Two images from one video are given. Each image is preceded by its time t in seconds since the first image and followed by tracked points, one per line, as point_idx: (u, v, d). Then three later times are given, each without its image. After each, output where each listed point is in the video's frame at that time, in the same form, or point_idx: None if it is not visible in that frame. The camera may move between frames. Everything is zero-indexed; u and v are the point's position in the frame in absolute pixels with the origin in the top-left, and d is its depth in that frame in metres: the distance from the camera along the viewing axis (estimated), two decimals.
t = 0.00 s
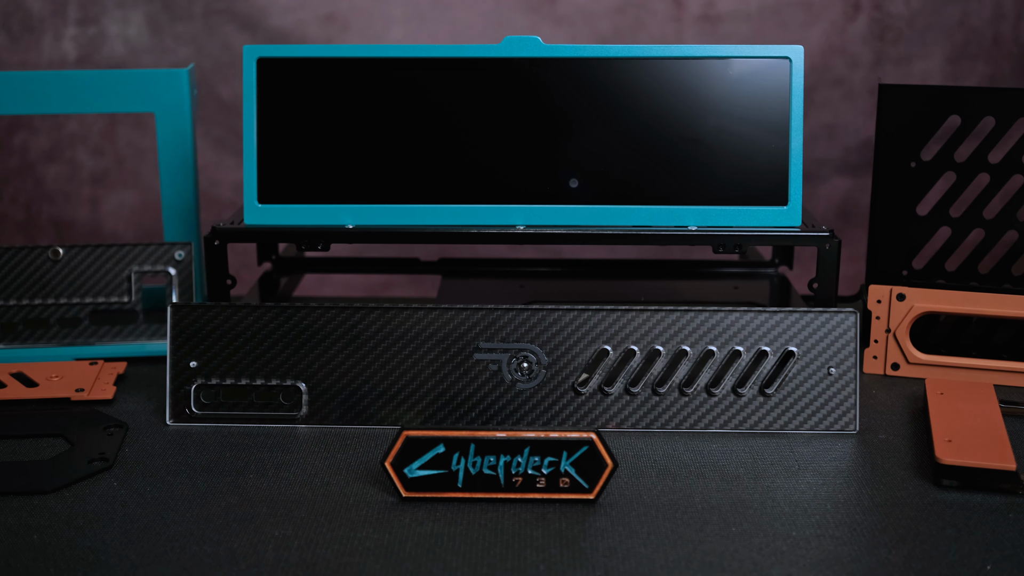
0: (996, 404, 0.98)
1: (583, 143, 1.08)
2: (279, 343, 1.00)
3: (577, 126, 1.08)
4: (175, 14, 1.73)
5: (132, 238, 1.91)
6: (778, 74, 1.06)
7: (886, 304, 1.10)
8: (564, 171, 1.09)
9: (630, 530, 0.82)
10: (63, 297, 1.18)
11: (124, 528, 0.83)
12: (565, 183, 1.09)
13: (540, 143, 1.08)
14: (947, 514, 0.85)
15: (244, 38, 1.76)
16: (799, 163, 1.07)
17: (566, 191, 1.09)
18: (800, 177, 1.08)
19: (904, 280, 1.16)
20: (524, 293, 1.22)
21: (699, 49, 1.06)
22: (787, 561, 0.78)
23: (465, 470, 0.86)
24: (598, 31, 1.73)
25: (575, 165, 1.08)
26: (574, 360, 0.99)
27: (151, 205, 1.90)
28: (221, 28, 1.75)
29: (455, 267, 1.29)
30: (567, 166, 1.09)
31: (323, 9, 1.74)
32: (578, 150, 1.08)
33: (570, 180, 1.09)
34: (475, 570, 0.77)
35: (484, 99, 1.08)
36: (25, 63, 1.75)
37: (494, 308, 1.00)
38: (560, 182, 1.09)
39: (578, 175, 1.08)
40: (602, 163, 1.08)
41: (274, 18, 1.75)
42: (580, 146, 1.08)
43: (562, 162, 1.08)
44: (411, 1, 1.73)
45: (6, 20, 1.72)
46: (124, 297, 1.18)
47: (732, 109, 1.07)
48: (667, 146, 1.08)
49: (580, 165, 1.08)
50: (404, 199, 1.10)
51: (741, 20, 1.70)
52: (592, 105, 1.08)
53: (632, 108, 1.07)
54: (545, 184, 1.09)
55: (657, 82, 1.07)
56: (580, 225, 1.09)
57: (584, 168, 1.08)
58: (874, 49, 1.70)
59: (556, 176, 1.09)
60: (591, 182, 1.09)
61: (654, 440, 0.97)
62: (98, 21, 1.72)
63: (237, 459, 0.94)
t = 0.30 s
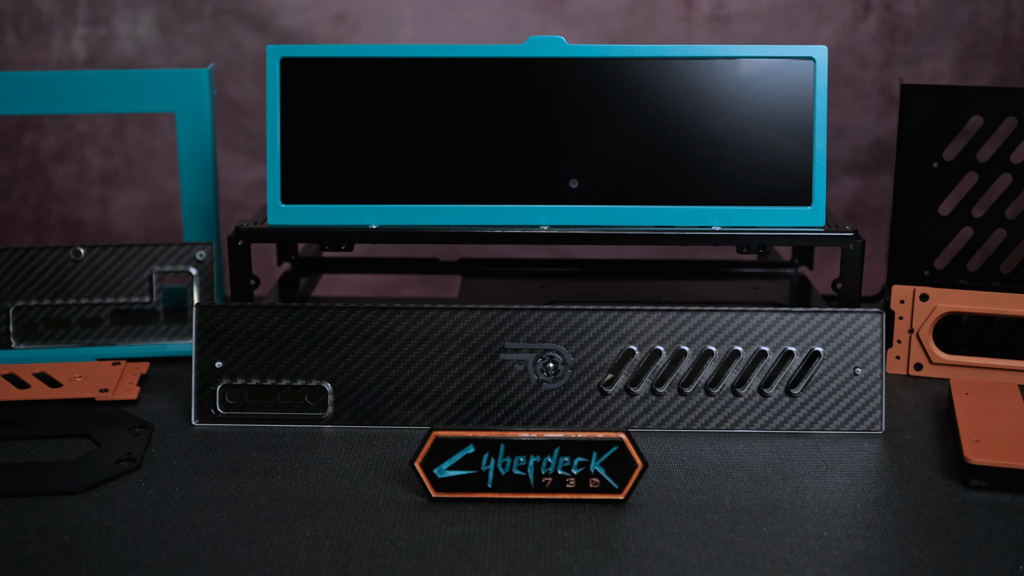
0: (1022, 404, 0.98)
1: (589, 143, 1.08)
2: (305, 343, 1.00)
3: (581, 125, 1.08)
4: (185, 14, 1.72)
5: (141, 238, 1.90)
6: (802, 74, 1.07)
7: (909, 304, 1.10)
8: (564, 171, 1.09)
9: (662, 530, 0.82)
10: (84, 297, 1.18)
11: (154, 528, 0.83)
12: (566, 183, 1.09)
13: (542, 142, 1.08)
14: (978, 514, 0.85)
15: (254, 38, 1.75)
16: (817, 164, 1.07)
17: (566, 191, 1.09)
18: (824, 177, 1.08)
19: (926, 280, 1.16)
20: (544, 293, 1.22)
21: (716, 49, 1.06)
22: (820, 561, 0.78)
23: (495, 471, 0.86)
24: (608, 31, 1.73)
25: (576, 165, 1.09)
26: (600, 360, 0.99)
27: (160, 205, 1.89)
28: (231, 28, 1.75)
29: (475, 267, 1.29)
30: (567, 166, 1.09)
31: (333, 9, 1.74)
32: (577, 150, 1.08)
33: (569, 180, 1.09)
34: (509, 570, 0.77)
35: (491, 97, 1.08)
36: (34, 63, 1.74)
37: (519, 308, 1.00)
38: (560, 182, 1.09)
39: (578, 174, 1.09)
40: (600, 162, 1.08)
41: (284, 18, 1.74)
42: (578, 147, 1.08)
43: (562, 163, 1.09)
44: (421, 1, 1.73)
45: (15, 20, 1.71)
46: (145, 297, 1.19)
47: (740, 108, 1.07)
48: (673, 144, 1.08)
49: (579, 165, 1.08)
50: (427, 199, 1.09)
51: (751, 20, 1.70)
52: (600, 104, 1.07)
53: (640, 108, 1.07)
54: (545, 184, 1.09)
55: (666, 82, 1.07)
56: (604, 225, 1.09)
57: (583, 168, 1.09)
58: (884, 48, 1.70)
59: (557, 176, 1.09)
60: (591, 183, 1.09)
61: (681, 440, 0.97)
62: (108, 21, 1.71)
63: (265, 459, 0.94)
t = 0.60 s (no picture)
0: None
1: (594, 142, 1.08)
2: (330, 343, 1.00)
3: (586, 125, 1.08)
4: (195, 14, 1.72)
5: (152, 238, 1.90)
6: (826, 74, 1.07)
7: (932, 304, 1.10)
8: (564, 171, 1.09)
9: (693, 531, 0.82)
10: (105, 298, 1.18)
11: (184, 529, 0.83)
12: (566, 183, 1.09)
13: (544, 141, 1.08)
14: (1007, 514, 0.85)
15: (264, 38, 1.75)
16: (826, 166, 1.08)
17: (566, 191, 1.09)
18: (847, 177, 1.08)
19: (947, 280, 1.17)
20: (565, 293, 1.22)
21: (738, 49, 1.06)
22: (852, 561, 0.78)
23: (524, 471, 0.86)
24: (618, 32, 1.73)
25: (576, 166, 1.09)
26: (626, 361, 0.99)
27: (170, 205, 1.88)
28: (241, 28, 1.74)
29: (495, 267, 1.29)
30: (567, 166, 1.09)
31: (343, 9, 1.73)
32: (577, 151, 1.08)
33: (570, 180, 1.09)
34: (541, 570, 0.77)
35: (496, 96, 1.08)
36: (44, 63, 1.74)
37: (545, 308, 1.00)
38: (560, 182, 1.09)
39: (578, 174, 1.09)
40: (599, 161, 1.08)
41: (295, 18, 1.74)
42: (577, 148, 1.08)
43: (562, 162, 1.09)
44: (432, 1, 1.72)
45: (25, 20, 1.71)
46: (166, 298, 1.19)
47: (747, 108, 1.07)
48: (681, 144, 1.08)
49: (578, 164, 1.09)
50: (451, 200, 1.09)
51: (761, 21, 1.70)
52: (608, 105, 1.08)
53: (649, 108, 1.07)
54: (545, 184, 1.09)
55: (684, 83, 1.07)
56: (627, 226, 1.09)
57: (582, 167, 1.09)
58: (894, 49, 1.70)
59: (556, 175, 1.09)
60: (591, 183, 1.09)
61: (707, 440, 0.97)
62: (118, 21, 1.71)
63: (292, 460, 0.94)
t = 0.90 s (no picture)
0: None
1: (601, 143, 1.08)
2: (355, 343, 1.00)
3: (590, 125, 1.08)
4: (205, 14, 1.72)
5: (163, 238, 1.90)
6: (851, 74, 1.07)
7: (956, 304, 1.10)
8: (564, 172, 1.09)
9: (724, 531, 0.82)
10: (127, 298, 1.18)
11: (214, 529, 0.83)
12: (566, 184, 1.09)
13: (547, 139, 1.08)
14: None
15: (274, 38, 1.75)
16: (833, 165, 1.08)
17: (566, 191, 1.09)
18: (871, 177, 1.08)
19: (969, 281, 1.17)
20: (587, 293, 1.23)
21: (763, 48, 1.06)
22: (885, 562, 0.78)
23: (554, 472, 0.86)
24: (629, 31, 1.73)
25: (577, 166, 1.09)
26: (652, 361, 0.99)
27: (180, 205, 1.88)
28: (251, 28, 1.74)
29: (515, 267, 1.30)
30: (567, 167, 1.09)
31: (353, 9, 1.73)
32: (577, 151, 1.08)
33: (570, 181, 1.09)
34: (574, 570, 0.77)
35: (501, 95, 1.08)
36: (53, 63, 1.74)
37: (570, 308, 1.00)
38: (560, 182, 1.09)
39: (578, 174, 1.09)
40: (601, 160, 1.08)
41: (305, 18, 1.74)
42: (577, 148, 1.08)
43: (562, 162, 1.09)
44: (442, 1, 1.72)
45: (35, 20, 1.71)
46: (187, 298, 1.18)
47: (757, 109, 1.07)
48: (687, 145, 1.08)
49: (579, 164, 1.09)
50: (474, 200, 1.09)
51: (772, 20, 1.70)
52: (615, 105, 1.08)
53: (656, 109, 1.07)
54: (545, 184, 1.09)
55: (706, 83, 1.07)
56: (651, 226, 1.08)
57: (583, 167, 1.09)
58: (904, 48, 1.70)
59: (556, 176, 1.09)
60: (590, 183, 1.09)
61: (734, 441, 0.97)
62: (128, 21, 1.71)
63: (320, 460, 0.94)
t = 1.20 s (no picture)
0: None
1: (607, 143, 1.08)
2: (380, 343, 1.00)
3: (595, 122, 1.08)
4: (215, 14, 1.71)
5: (173, 238, 1.90)
6: (875, 74, 1.07)
7: (978, 304, 1.10)
8: (565, 171, 1.09)
9: (754, 531, 0.82)
10: (148, 298, 1.17)
11: (243, 530, 0.83)
12: (566, 183, 1.09)
13: (549, 139, 1.08)
14: None
15: (283, 38, 1.74)
16: (840, 165, 1.08)
17: (567, 191, 1.09)
18: (894, 177, 1.08)
19: (990, 280, 1.17)
20: (607, 293, 1.23)
21: (787, 48, 1.06)
22: (918, 561, 0.78)
23: (583, 471, 0.86)
24: (639, 30, 1.73)
25: (578, 165, 1.09)
26: (678, 360, 0.99)
27: (190, 205, 1.87)
28: (260, 27, 1.74)
29: (534, 266, 1.30)
30: (567, 166, 1.09)
31: (363, 9, 1.73)
32: (578, 152, 1.08)
33: (570, 180, 1.09)
34: (607, 570, 0.77)
35: (506, 96, 1.08)
36: (63, 62, 1.74)
37: (595, 308, 1.00)
38: (561, 182, 1.09)
39: (578, 174, 1.09)
40: (600, 161, 1.08)
41: (315, 17, 1.73)
42: (583, 148, 1.08)
43: (563, 162, 1.09)
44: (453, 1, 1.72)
45: (44, 20, 1.71)
46: (208, 298, 1.18)
47: (771, 111, 1.07)
48: (703, 145, 1.08)
49: (579, 164, 1.09)
50: (497, 199, 1.09)
51: (782, 20, 1.70)
52: (622, 105, 1.08)
53: (664, 109, 1.07)
54: (546, 184, 1.09)
55: (728, 83, 1.07)
56: (674, 226, 1.08)
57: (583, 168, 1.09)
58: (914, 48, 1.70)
59: (557, 176, 1.09)
60: (590, 182, 1.09)
61: (760, 440, 0.97)
62: (137, 21, 1.71)
63: (347, 460, 0.94)
